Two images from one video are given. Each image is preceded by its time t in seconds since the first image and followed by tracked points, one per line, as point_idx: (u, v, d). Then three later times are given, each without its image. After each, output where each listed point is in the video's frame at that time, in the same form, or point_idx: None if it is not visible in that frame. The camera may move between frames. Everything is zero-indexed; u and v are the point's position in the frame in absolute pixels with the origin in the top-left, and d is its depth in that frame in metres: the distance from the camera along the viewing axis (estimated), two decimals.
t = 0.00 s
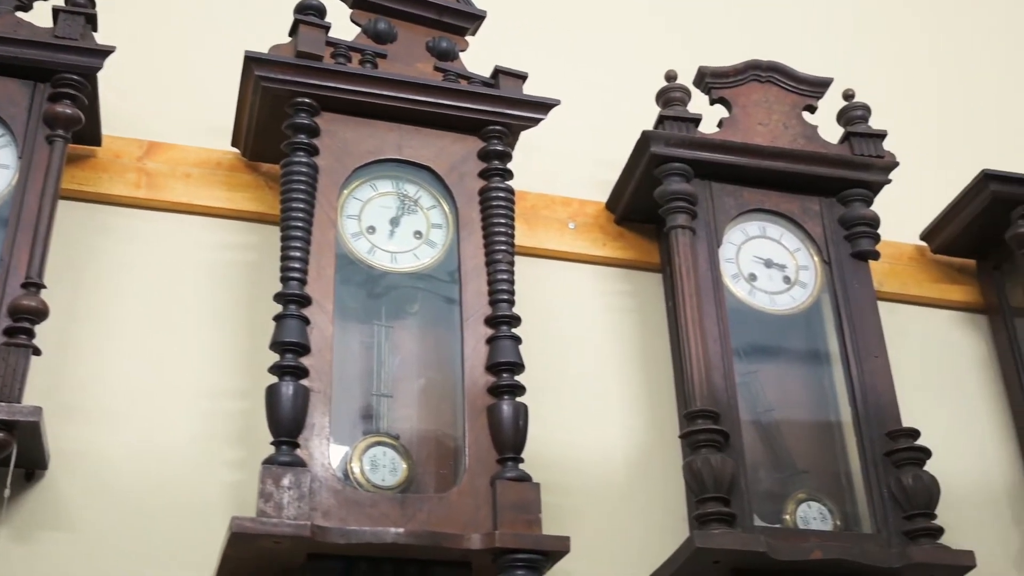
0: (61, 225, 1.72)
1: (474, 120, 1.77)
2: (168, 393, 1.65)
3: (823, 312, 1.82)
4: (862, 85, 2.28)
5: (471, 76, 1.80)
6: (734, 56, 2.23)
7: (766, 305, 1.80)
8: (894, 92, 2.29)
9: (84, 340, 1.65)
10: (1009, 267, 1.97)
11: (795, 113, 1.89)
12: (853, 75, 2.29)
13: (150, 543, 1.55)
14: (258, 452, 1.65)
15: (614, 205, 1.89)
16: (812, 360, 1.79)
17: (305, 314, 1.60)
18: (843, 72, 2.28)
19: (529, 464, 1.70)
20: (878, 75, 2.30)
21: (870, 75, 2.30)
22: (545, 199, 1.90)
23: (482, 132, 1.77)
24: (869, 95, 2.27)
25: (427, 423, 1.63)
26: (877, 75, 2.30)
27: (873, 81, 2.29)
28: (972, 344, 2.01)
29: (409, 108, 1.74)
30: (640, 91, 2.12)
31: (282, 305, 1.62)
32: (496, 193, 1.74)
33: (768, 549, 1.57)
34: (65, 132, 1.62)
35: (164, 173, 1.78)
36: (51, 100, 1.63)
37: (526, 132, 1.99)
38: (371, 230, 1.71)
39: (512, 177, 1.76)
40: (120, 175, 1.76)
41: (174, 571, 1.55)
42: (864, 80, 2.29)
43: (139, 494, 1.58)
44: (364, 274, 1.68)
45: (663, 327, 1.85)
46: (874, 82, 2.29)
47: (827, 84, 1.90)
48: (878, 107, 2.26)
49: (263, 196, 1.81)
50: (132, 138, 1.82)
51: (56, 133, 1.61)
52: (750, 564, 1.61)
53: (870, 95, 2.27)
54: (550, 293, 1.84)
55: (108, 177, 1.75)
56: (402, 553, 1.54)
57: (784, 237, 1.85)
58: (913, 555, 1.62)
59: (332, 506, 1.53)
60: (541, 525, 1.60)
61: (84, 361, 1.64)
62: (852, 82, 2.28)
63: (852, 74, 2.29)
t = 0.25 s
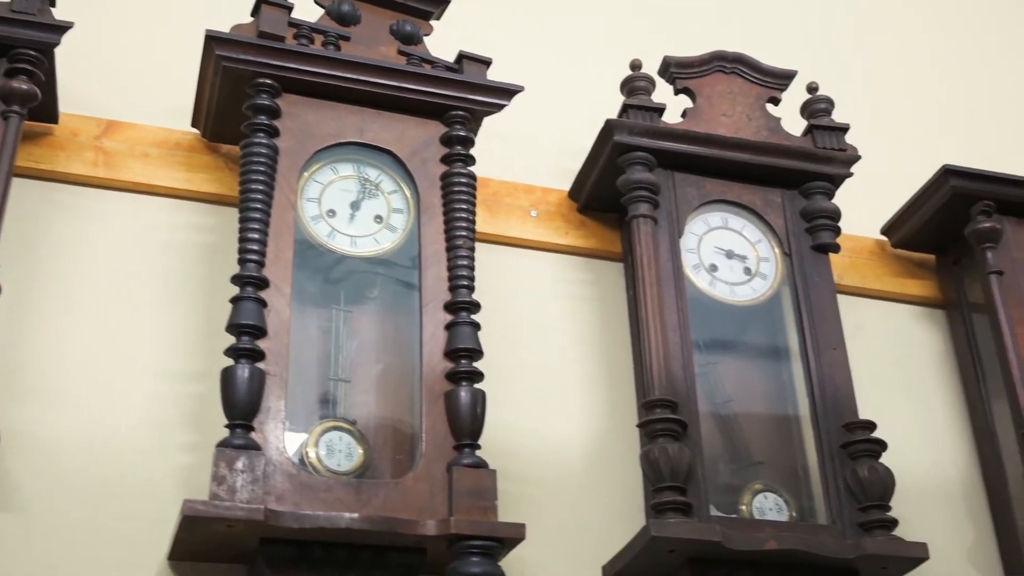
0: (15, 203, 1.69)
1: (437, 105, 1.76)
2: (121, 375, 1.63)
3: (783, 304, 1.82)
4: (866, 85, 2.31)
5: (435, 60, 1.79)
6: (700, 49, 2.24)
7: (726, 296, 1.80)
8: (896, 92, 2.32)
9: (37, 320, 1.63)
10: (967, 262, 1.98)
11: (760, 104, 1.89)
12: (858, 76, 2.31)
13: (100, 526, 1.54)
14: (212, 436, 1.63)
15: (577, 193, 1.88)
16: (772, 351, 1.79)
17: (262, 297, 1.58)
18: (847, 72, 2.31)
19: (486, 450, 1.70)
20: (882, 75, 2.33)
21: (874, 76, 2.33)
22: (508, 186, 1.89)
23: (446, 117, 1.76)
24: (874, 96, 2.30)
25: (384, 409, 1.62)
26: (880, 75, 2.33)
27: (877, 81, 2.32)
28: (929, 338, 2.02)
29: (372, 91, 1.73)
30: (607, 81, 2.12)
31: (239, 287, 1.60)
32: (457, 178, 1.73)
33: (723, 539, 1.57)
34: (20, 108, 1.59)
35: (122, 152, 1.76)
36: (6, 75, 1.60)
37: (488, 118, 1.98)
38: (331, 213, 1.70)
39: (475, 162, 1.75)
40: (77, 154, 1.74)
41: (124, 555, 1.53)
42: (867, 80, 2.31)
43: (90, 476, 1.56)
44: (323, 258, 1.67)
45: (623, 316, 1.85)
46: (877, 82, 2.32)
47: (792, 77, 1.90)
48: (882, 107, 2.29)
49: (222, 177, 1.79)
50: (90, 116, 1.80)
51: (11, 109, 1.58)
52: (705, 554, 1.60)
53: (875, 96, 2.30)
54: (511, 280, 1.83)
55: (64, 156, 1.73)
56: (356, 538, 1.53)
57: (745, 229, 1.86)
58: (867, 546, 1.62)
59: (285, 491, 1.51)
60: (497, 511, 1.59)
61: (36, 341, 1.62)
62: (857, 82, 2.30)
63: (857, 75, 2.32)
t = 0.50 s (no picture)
0: None
1: (396, 82, 1.75)
2: (69, 349, 1.60)
3: (740, 288, 1.82)
4: (866, 85, 2.35)
5: (395, 37, 1.77)
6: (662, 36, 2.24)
7: (683, 279, 1.80)
8: (896, 92, 2.36)
9: None
10: (922, 251, 2.00)
11: (720, 89, 1.89)
12: (858, 75, 2.35)
13: (43, 501, 1.51)
14: (160, 411, 1.61)
15: (535, 174, 1.88)
16: (727, 335, 1.80)
17: (215, 272, 1.56)
18: (847, 72, 2.35)
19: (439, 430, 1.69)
20: (881, 75, 2.38)
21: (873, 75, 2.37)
22: (467, 165, 1.88)
23: (404, 94, 1.75)
24: (874, 96, 2.34)
25: (336, 386, 1.61)
26: (880, 74, 2.38)
27: (876, 81, 2.36)
28: (883, 327, 2.03)
29: (330, 66, 1.71)
30: (569, 65, 2.12)
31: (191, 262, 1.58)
32: (415, 155, 1.71)
33: (675, 521, 1.57)
34: None
35: (73, 123, 1.73)
36: None
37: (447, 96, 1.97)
38: (286, 189, 1.68)
39: (433, 140, 1.74)
40: (27, 124, 1.71)
41: (67, 530, 1.51)
42: (867, 80, 2.35)
43: (34, 451, 1.54)
44: (276, 233, 1.65)
45: (580, 298, 1.85)
46: (876, 82, 2.36)
47: (752, 62, 1.91)
48: (882, 106, 2.33)
49: (176, 151, 1.77)
50: (42, 86, 1.77)
51: None
52: (657, 537, 1.60)
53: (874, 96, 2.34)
54: (467, 261, 1.82)
55: (14, 125, 1.70)
56: (305, 517, 1.51)
57: (703, 213, 1.86)
58: (817, 530, 1.62)
59: (234, 468, 1.49)
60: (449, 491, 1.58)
61: None
62: (857, 82, 2.34)
63: (857, 74, 2.35)
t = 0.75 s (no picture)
0: None
1: (355, 58, 1.73)
2: (15, 321, 1.58)
3: (696, 273, 1.82)
4: (865, 85, 2.39)
5: (355, 13, 1.76)
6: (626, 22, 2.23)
7: (639, 264, 1.80)
8: (896, 92, 2.41)
9: None
10: (878, 241, 2.01)
11: (680, 74, 1.89)
12: (857, 75, 2.39)
13: None
14: (107, 386, 1.59)
15: (494, 155, 1.87)
16: (681, 320, 1.80)
17: (166, 246, 1.54)
18: (847, 72, 2.39)
19: (390, 411, 1.68)
20: (880, 75, 2.42)
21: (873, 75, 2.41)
22: (425, 145, 1.87)
23: (363, 71, 1.73)
24: (874, 96, 2.38)
25: (287, 364, 1.59)
26: (880, 75, 2.42)
27: (876, 81, 2.40)
28: (838, 316, 2.04)
29: (288, 40, 1.69)
30: (532, 48, 2.11)
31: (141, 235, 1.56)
32: (372, 133, 1.70)
33: (626, 505, 1.56)
34: None
35: (25, 93, 1.71)
36: None
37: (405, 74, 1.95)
38: (240, 163, 1.66)
39: (391, 118, 1.73)
40: None
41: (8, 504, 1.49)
42: (868, 80, 2.40)
43: None
44: (230, 208, 1.63)
45: (535, 281, 1.84)
46: (878, 81, 2.41)
47: (714, 48, 1.91)
48: (884, 107, 2.38)
49: (129, 123, 1.74)
50: None
51: None
52: (607, 521, 1.60)
53: (874, 96, 2.39)
54: (424, 241, 1.81)
55: None
56: (253, 495, 1.49)
57: (661, 198, 1.86)
58: (767, 516, 1.62)
59: (181, 444, 1.47)
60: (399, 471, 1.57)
61: None
62: (857, 82, 2.38)
63: (857, 74, 2.39)
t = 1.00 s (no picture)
0: None
1: (315, 34, 1.71)
2: None
3: (655, 259, 1.82)
4: (865, 85, 2.43)
5: None
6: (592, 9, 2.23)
7: (599, 249, 1.80)
8: (895, 92, 2.45)
9: None
10: (837, 231, 2.01)
11: (644, 60, 1.89)
12: (857, 75, 2.44)
13: None
14: (55, 359, 1.56)
15: (455, 137, 1.86)
16: (640, 305, 1.79)
17: (119, 219, 1.51)
18: (847, 72, 2.43)
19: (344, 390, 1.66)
20: (880, 74, 2.47)
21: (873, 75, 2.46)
22: (385, 124, 1.86)
23: (324, 47, 1.72)
24: (873, 96, 2.43)
25: (241, 341, 1.57)
26: (880, 75, 2.47)
27: (876, 81, 2.45)
28: (797, 306, 2.05)
29: (247, 14, 1.67)
30: (497, 32, 2.10)
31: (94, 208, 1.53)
32: (332, 109, 1.68)
33: (580, 489, 1.56)
34: None
35: None
36: None
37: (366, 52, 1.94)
38: (197, 137, 1.64)
39: (352, 96, 1.71)
40: None
41: None
42: (867, 80, 2.44)
43: None
44: (185, 183, 1.61)
45: (494, 263, 1.83)
46: (878, 81, 2.46)
47: (678, 34, 1.91)
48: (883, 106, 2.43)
49: (84, 95, 1.71)
50: None
51: None
52: (561, 505, 1.59)
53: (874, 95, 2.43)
54: (383, 222, 1.79)
55: None
56: (203, 473, 1.47)
57: (622, 182, 1.85)
58: (721, 503, 1.62)
59: (130, 420, 1.45)
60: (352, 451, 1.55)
61: None
62: (857, 82, 2.43)
63: (857, 74, 2.44)
